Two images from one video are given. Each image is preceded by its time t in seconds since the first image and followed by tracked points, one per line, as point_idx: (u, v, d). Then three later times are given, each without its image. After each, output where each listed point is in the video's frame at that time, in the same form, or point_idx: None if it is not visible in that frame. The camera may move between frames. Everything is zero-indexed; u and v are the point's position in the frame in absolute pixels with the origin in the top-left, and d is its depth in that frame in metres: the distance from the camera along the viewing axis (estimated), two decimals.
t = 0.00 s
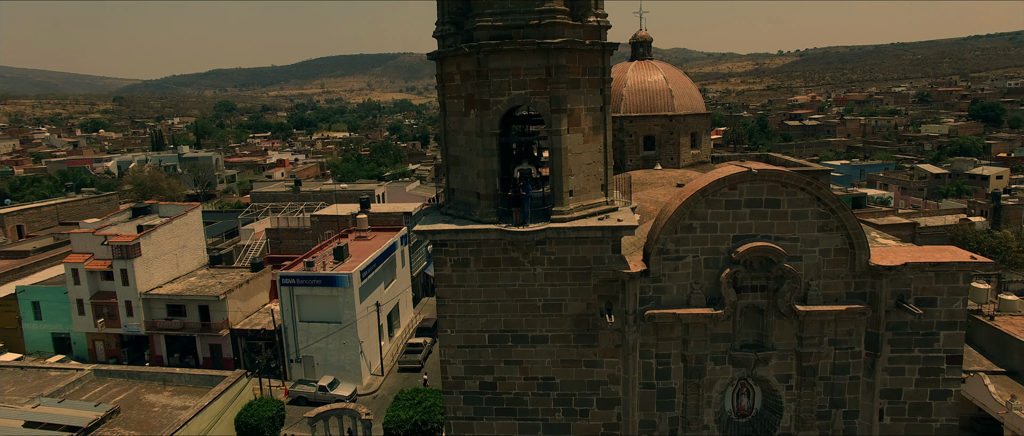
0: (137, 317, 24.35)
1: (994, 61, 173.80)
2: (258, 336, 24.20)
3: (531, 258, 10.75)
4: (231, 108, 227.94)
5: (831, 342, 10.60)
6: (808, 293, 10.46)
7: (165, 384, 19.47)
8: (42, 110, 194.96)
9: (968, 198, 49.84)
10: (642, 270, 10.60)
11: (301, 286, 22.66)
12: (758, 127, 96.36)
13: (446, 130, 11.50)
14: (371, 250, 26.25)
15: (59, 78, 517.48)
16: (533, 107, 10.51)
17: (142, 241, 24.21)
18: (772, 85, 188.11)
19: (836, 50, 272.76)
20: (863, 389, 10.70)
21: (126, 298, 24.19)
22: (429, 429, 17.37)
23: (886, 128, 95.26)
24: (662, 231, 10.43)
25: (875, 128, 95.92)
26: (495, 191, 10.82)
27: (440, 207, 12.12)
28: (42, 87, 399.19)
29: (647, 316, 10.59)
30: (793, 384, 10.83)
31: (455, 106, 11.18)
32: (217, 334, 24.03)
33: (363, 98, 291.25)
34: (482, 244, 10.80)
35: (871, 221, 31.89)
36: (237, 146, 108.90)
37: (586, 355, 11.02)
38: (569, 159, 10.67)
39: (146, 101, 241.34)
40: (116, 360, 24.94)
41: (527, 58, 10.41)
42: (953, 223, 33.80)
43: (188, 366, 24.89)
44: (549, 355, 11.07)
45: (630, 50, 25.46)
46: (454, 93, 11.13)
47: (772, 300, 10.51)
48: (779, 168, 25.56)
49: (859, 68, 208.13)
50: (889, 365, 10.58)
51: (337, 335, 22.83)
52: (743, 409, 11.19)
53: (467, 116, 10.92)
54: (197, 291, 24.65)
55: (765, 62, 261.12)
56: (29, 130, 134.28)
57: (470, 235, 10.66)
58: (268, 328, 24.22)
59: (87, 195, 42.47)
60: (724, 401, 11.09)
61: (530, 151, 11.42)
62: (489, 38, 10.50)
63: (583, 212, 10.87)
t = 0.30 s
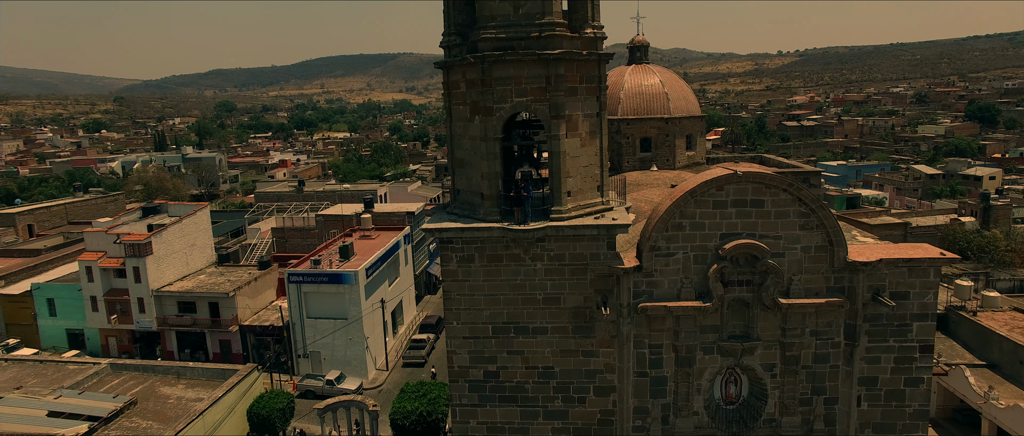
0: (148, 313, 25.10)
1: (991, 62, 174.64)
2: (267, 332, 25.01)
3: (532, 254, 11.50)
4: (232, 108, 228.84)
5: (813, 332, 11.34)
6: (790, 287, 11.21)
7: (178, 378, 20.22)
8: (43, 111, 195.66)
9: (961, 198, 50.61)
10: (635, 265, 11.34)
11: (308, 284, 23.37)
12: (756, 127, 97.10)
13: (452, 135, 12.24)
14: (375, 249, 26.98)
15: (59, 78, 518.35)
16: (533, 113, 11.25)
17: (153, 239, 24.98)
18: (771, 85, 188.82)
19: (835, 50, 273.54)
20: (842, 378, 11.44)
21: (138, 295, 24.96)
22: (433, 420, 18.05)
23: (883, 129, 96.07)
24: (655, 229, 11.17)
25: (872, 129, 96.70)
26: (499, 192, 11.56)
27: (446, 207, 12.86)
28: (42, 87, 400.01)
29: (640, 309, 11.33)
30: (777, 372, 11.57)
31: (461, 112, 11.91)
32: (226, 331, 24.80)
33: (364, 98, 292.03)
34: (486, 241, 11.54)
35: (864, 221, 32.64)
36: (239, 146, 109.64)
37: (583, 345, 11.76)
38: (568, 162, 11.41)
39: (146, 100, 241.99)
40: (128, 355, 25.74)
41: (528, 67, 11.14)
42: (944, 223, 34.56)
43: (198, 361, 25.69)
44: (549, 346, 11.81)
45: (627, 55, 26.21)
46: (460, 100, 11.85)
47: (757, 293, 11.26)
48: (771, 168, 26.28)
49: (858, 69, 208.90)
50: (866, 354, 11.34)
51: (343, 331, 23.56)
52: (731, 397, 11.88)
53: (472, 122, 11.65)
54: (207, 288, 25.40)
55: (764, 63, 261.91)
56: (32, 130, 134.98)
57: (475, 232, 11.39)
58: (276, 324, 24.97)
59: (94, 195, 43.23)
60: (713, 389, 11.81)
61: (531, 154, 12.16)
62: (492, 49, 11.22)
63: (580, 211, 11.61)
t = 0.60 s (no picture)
0: (160, 311, 25.86)
1: (990, 63, 175.51)
2: (275, 329, 25.79)
3: (532, 251, 12.27)
4: (232, 108, 229.94)
5: (796, 325, 12.12)
6: (774, 283, 12.00)
7: (191, 371, 21.01)
8: (44, 111, 196.32)
9: (955, 199, 51.40)
10: (628, 262, 12.12)
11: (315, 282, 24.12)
12: (754, 128, 97.88)
13: (458, 140, 13.02)
14: (380, 248, 27.74)
15: (60, 78, 519.03)
16: (534, 121, 12.04)
17: (164, 239, 25.75)
18: (770, 86, 189.70)
19: (834, 51, 274.58)
20: (823, 368, 12.23)
21: (150, 292, 25.74)
22: (437, 412, 18.80)
23: (880, 130, 96.86)
24: (647, 228, 11.94)
25: (870, 130, 97.48)
26: (502, 194, 12.34)
27: (451, 208, 13.64)
28: (42, 87, 400.71)
29: (634, 303, 12.10)
30: (762, 363, 12.35)
31: (466, 119, 12.68)
32: (235, 327, 25.57)
33: (364, 98, 292.79)
34: (489, 239, 12.32)
35: (856, 221, 33.41)
36: (241, 146, 110.42)
37: (581, 337, 12.53)
38: (566, 165, 12.19)
39: (147, 100, 243.06)
40: (140, 351, 26.49)
41: (529, 78, 11.91)
42: (935, 223, 35.37)
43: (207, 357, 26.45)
44: (549, 338, 12.58)
45: (625, 60, 27.00)
46: (465, 108, 12.62)
47: (743, 289, 12.04)
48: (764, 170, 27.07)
49: (857, 69, 209.71)
50: (845, 345, 12.15)
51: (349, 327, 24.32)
52: (719, 386, 12.64)
53: (476, 129, 12.43)
54: (217, 286, 26.17)
55: (764, 63, 262.95)
56: (34, 130, 135.77)
57: (479, 231, 12.16)
58: (284, 321, 25.76)
59: (102, 195, 44.01)
60: (703, 379, 12.58)
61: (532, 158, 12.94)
62: (496, 60, 11.98)
63: (577, 211, 12.38)
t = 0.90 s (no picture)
0: (172, 308, 26.66)
1: (988, 64, 176.33)
2: (284, 326, 26.60)
3: (534, 250, 13.08)
4: (232, 108, 230.71)
5: (780, 320, 12.93)
6: (760, 280, 12.81)
7: (205, 366, 21.80)
8: (46, 111, 196.93)
9: (949, 199, 52.15)
10: (623, 260, 12.93)
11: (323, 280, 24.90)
12: (753, 129, 98.59)
13: (463, 145, 13.82)
14: (384, 247, 28.55)
15: (61, 78, 520.26)
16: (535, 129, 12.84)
17: (176, 238, 26.56)
18: (769, 86, 190.44)
19: (833, 52, 275.49)
20: (806, 360, 13.05)
21: (162, 290, 26.55)
22: (442, 404, 19.61)
23: (878, 131, 97.62)
24: (641, 229, 12.75)
25: (867, 131, 98.24)
26: (505, 196, 13.14)
27: (457, 209, 14.44)
28: (43, 86, 401.36)
29: (629, 299, 12.91)
30: (749, 355, 13.15)
31: (471, 125, 13.47)
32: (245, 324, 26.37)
33: (365, 98, 293.54)
34: (493, 238, 13.11)
35: (849, 222, 34.16)
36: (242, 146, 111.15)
37: (579, 331, 13.34)
38: (565, 170, 13.00)
39: (148, 100, 243.73)
40: (152, 347, 27.28)
41: (531, 88, 12.71)
42: (927, 223, 36.16)
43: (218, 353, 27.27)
44: (549, 332, 13.39)
45: (623, 65, 27.79)
46: (470, 115, 13.42)
47: (731, 285, 12.85)
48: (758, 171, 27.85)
49: (856, 70, 210.43)
50: (827, 339, 12.96)
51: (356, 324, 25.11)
52: (709, 377, 13.44)
53: (481, 135, 13.23)
54: (227, 284, 26.98)
55: (763, 64, 263.80)
56: (37, 130, 136.59)
57: (484, 231, 12.96)
58: (292, 318, 26.56)
59: (109, 195, 44.79)
60: (694, 371, 13.36)
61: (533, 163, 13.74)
62: (500, 71, 12.78)
63: (576, 213, 13.19)
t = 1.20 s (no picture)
0: (183, 306, 27.48)
1: (985, 65, 177.29)
2: (292, 323, 27.43)
3: (534, 249, 13.90)
4: (233, 108, 231.72)
5: (767, 315, 13.76)
6: (747, 278, 13.65)
7: (217, 362, 22.63)
8: (47, 111, 197.69)
9: (942, 200, 52.97)
10: (619, 259, 13.77)
11: (330, 279, 25.71)
12: (751, 130, 99.42)
13: (469, 151, 14.64)
14: (389, 247, 29.38)
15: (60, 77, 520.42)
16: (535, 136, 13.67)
17: (187, 238, 27.38)
18: (768, 87, 191.29)
19: (832, 52, 276.58)
20: (792, 353, 13.86)
21: (174, 289, 27.38)
22: (447, 397, 20.44)
23: (875, 132, 98.45)
24: (636, 230, 13.56)
25: (864, 132, 99.08)
26: (508, 199, 13.97)
27: (462, 211, 15.26)
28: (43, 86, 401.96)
29: (624, 295, 13.74)
30: (737, 348, 13.97)
31: (476, 132, 14.29)
32: (254, 321, 27.20)
33: (365, 98, 294.31)
34: (496, 237, 13.94)
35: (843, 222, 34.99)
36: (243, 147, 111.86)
37: (578, 325, 14.17)
38: (565, 174, 13.83)
39: (148, 100, 244.52)
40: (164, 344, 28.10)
41: (533, 97, 13.52)
42: (918, 224, 37.02)
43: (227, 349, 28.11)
44: (549, 326, 14.23)
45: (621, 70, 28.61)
46: (475, 123, 14.23)
47: (720, 283, 13.67)
48: (751, 173, 28.67)
49: (855, 71, 211.30)
50: (811, 332, 13.78)
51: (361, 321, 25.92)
52: (700, 369, 14.21)
53: (485, 141, 14.04)
54: (236, 283, 27.79)
55: (762, 64, 264.78)
56: (40, 130, 137.32)
57: (487, 232, 13.79)
58: (300, 316, 27.38)
59: (116, 196, 45.59)
60: (685, 364, 14.17)
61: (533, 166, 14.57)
62: (503, 81, 13.59)
63: (574, 215, 14.03)
